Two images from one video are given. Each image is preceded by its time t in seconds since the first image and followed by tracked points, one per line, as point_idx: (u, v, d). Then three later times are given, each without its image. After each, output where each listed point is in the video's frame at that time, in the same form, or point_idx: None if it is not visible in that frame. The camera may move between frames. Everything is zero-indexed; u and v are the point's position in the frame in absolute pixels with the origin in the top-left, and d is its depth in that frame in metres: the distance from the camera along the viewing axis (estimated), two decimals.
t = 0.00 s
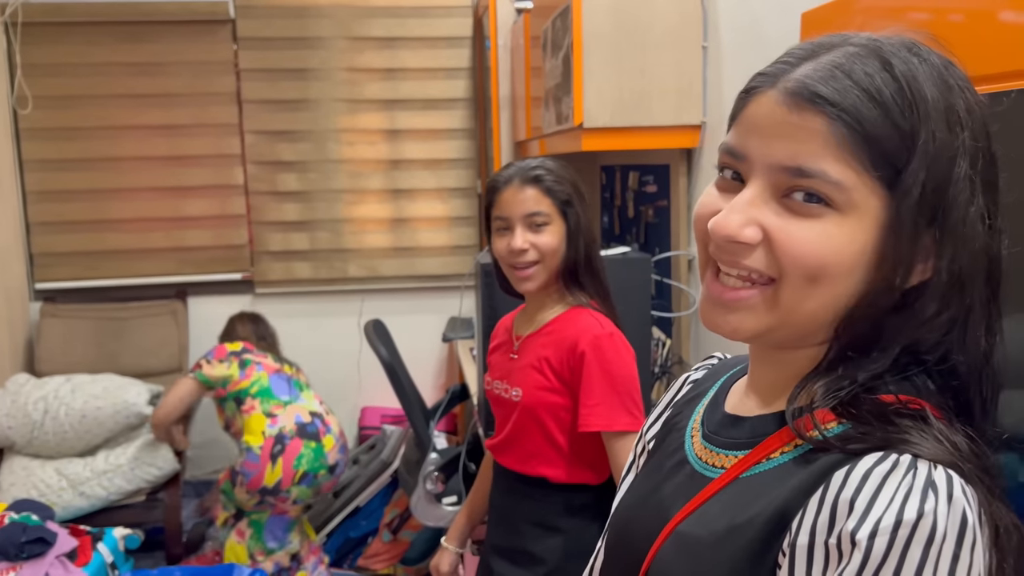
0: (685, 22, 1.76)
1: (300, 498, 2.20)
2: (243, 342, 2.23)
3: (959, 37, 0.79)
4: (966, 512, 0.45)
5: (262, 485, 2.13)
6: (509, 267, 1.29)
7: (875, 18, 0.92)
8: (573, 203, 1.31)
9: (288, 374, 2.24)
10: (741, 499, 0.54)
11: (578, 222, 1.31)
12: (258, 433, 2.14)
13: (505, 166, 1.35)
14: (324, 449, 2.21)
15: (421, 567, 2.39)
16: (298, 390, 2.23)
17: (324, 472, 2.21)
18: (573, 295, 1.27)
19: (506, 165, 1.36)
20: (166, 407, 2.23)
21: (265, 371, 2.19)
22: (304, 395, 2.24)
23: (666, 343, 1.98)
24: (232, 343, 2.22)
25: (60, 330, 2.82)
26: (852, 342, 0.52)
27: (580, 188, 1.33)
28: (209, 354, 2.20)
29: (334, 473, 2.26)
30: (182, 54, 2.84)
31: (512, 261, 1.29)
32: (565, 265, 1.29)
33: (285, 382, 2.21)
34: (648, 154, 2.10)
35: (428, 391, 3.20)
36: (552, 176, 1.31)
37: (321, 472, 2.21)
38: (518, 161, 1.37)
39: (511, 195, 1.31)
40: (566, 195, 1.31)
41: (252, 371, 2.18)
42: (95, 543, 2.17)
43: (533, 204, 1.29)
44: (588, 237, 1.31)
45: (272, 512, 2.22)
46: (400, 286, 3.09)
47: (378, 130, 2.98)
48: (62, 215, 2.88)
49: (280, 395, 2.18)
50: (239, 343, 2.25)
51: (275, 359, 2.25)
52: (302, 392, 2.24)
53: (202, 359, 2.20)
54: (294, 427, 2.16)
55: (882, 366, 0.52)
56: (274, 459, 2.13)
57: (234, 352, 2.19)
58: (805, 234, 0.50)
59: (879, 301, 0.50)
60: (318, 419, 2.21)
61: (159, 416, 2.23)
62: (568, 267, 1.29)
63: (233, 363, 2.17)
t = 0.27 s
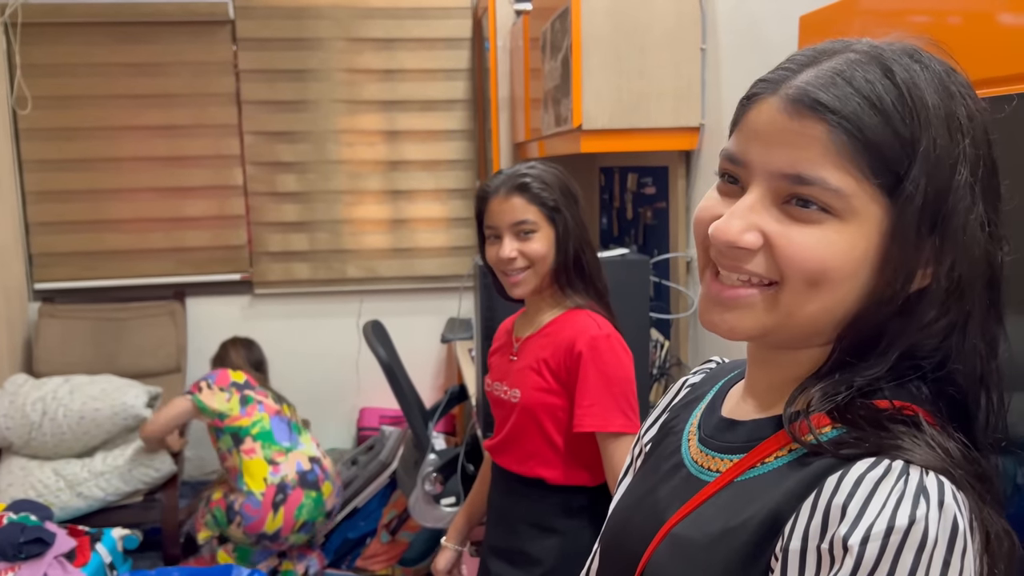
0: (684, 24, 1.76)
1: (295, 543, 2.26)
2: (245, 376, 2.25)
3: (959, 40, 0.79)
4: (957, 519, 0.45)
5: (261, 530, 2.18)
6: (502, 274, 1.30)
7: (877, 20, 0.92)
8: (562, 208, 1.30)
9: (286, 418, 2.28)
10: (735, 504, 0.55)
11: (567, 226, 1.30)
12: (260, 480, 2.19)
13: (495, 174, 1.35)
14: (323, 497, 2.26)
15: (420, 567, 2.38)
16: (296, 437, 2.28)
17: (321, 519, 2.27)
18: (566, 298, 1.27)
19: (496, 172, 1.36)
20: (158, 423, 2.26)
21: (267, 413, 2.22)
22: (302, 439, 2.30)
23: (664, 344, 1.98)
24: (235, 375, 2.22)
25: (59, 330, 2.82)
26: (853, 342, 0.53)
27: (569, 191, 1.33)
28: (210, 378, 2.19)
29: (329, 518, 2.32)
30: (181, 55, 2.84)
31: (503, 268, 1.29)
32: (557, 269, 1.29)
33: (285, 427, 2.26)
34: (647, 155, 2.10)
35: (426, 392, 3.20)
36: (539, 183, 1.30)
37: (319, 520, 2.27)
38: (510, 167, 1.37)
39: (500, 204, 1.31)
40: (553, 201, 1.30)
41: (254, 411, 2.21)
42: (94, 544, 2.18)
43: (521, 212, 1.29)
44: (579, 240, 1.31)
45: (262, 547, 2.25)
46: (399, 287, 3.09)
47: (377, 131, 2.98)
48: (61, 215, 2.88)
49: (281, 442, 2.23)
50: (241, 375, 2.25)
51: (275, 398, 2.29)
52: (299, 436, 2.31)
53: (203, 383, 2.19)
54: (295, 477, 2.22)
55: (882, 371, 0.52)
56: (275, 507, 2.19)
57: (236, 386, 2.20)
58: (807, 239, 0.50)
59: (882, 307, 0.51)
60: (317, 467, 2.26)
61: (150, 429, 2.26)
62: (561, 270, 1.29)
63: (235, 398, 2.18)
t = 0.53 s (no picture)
0: (686, 25, 1.76)
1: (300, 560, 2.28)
2: (254, 393, 2.27)
3: (960, 42, 0.80)
4: (967, 527, 0.45)
5: (267, 549, 2.20)
6: (505, 277, 1.30)
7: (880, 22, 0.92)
8: (566, 213, 1.30)
9: (294, 438, 2.30)
10: (743, 509, 0.54)
11: (571, 229, 1.30)
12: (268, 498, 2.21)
13: (499, 175, 1.35)
14: (329, 517, 2.27)
15: (421, 569, 2.32)
16: (305, 457, 2.30)
17: (326, 538, 2.28)
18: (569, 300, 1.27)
19: (501, 173, 1.35)
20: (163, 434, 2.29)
21: (275, 432, 2.25)
22: (311, 458, 2.31)
23: (666, 346, 1.98)
24: (245, 391, 2.25)
25: (61, 330, 2.82)
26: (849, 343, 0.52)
27: (575, 195, 1.32)
28: (219, 392, 2.21)
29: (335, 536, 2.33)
30: (183, 56, 2.85)
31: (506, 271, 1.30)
32: (560, 273, 1.29)
33: (292, 446, 2.28)
34: (649, 157, 2.10)
35: (428, 393, 3.20)
36: (544, 187, 1.30)
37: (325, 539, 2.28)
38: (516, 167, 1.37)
39: (505, 206, 1.30)
40: (558, 205, 1.29)
41: (262, 429, 2.23)
42: (96, 544, 2.18)
43: (525, 215, 1.29)
44: (582, 244, 1.31)
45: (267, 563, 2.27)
46: (400, 288, 3.09)
47: (379, 132, 2.98)
48: (63, 216, 2.88)
49: (289, 461, 2.25)
50: (250, 390, 2.28)
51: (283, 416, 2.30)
52: (307, 455, 2.32)
53: (211, 396, 2.21)
54: (303, 497, 2.24)
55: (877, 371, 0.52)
56: (282, 527, 2.21)
57: (245, 402, 2.23)
58: (785, 234, 0.51)
59: (870, 302, 0.50)
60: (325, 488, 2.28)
61: (154, 439, 2.29)
62: (564, 275, 1.29)
63: (243, 415, 2.21)
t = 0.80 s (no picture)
0: (692, 27, 1.76)
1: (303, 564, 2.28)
2: (259, 393, 2.28)
3: (967, 44, 0.79)
4: (987, 538, 0.44)
5: (268, 554, 2.21)
6: (514, 280, 1.31)
7: (886, 23, 0.92)
8: (574, 215, 1.31)
9: (298, 440, 2.30)
10: (758, 514, 0.54)
11: (579, 232, 1.31)
12: (269, 505, 2.21)
13: (508, 179, 1.36)
14: (332, 524, 2.25)
15: (426, 570, 2.36)
16: (308, 461, 2.29)
17: (329, 544, 2.27)
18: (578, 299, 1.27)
19: (508, 177, 1.36)
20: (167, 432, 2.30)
21: (277, 435, 2.25)
22: (314, 463, 2.30)
23: (672, 348, 1.98)
24: (250, 390, 2.26)
25: (67, 331, 2.83)
26: (847, 335, 0.52)
27: (583, 198, 1.33)
28: (224, 391, 2.23)
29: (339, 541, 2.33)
30: (190, 58, 2.86)
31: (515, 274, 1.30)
32: (569, 276, 1.29)
33: (296, 450, 2.28)
34: (655, 159, 2.10)
35: (433, 395, 3.20)
36: (552, 191, 1.30)
37: (327, 544, 2.28)
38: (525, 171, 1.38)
39: (512, 211, 1.32)
40: (566, 208, 1.30)
41: (265, 431, 2.24)
42: (102, 544, 2.18)
43: (532, 219, 1.30)
44: (590, 246, 1.31)
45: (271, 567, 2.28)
46: (406, 290, 3.10)
47: (384, 134, 2.99)
48: (70, 217, 2.89)
49: (291, 467, 2.25)
50: (256, 389, 2.29)
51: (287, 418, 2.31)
52: (311, 458, 2.31)
53: (217, 395, 2.23)
54: (304, 504, 2.23)
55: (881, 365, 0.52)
56: (283, 533, 2.20)
57: (249, 403, 2.24)
58: (777, 227, 0.52)
59: (865, 288, 0.50)
60: (327, 494, 2.26)
61: (160, 437, 2.31)
62: (572, 277, 1.29)
63: (247, 416, 2.22)
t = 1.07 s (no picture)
0: (700, 30, 1.77)
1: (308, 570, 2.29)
2: (270, 396, 2.26)
3: (975, 46, 0.79)
4: (1000, 540, 0.45)
5: (274, 561, 2.22)
6: (515, 275, 1.31)
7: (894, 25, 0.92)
8: (580, 217, 1.31)
9: (308, 446, 2.29)
10: (773, 516, 0.54)
11: (584, 233, 1.31)
12: (276, 513, 2.22)
13: (516, 174, 1.36)
14: (339, 534, 2.26)
15: (433, 571, 2.35)
16: (317, 467, 2.29)
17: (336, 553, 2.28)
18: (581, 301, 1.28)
19: (518, 172, 1.36)
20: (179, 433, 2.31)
21: (287, 441, 2.24)
22: (324, 471, 2.30)
23: (679, 350, 1.98)
24: (259, 393, 2.24)
25: (77, 332, 2.84)
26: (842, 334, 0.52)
27: (591, 200, 1.33)
28: (234, 394, 2.22)
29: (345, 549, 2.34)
30: (199, 61, 2.87)
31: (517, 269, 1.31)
32: (572, 276, 1.29)
33: (305, 457, 2.27)
34: (662, 161, 2.11)
35: (440, 397, 3.21)
36: (561, 190, 1.30)
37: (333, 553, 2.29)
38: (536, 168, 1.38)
39: (520, 206, 1.32)
40: (573, 208, 1.30)
41: (274, 437, 2.23)
42: (112, 545, 2.20)
43: (540, 216, 1.30)
44: (594, 249, 1.31)
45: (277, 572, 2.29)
46: (413, 292, 3.10)
47: (392, 136, 3.00)
48: (80, 219, 2.91)
49: (299, 475, 2.25)
50: (265, 389, 2.27)
51: (298, 423, 2.30)
52: (321, 465, 2.31)
53: (227, 398, 2.21)
54: (311, 513, 2.24)
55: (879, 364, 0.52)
56: (289, 541, 2.22)
57: (259, 408, 2.22)
58: (767, 233, 0.53)
59: (854, 288, 0.51)
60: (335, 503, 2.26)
61: (172, 437, 2.31)
62: (576, 278, 1.29)
63: (256, 420, 2.21)
